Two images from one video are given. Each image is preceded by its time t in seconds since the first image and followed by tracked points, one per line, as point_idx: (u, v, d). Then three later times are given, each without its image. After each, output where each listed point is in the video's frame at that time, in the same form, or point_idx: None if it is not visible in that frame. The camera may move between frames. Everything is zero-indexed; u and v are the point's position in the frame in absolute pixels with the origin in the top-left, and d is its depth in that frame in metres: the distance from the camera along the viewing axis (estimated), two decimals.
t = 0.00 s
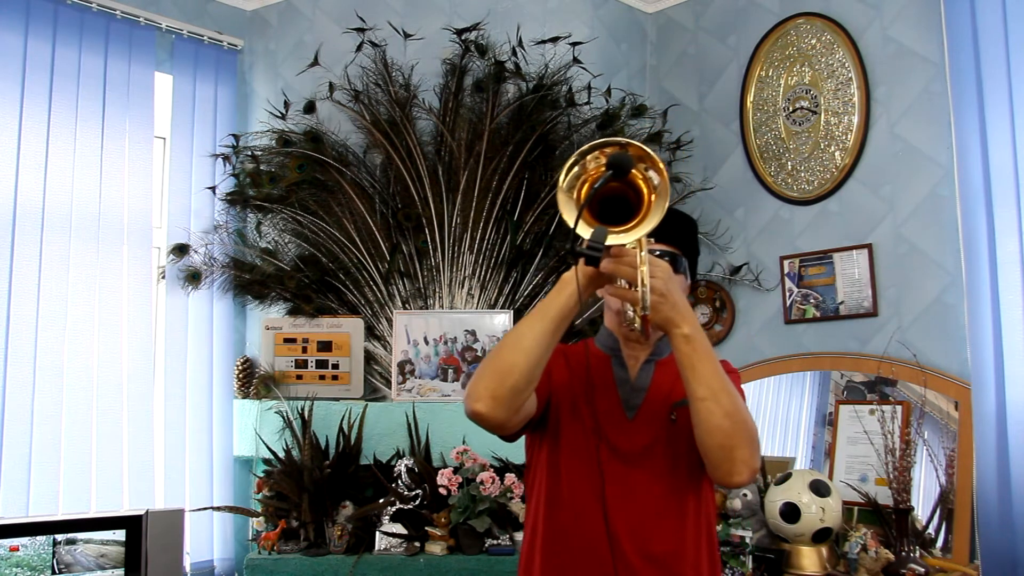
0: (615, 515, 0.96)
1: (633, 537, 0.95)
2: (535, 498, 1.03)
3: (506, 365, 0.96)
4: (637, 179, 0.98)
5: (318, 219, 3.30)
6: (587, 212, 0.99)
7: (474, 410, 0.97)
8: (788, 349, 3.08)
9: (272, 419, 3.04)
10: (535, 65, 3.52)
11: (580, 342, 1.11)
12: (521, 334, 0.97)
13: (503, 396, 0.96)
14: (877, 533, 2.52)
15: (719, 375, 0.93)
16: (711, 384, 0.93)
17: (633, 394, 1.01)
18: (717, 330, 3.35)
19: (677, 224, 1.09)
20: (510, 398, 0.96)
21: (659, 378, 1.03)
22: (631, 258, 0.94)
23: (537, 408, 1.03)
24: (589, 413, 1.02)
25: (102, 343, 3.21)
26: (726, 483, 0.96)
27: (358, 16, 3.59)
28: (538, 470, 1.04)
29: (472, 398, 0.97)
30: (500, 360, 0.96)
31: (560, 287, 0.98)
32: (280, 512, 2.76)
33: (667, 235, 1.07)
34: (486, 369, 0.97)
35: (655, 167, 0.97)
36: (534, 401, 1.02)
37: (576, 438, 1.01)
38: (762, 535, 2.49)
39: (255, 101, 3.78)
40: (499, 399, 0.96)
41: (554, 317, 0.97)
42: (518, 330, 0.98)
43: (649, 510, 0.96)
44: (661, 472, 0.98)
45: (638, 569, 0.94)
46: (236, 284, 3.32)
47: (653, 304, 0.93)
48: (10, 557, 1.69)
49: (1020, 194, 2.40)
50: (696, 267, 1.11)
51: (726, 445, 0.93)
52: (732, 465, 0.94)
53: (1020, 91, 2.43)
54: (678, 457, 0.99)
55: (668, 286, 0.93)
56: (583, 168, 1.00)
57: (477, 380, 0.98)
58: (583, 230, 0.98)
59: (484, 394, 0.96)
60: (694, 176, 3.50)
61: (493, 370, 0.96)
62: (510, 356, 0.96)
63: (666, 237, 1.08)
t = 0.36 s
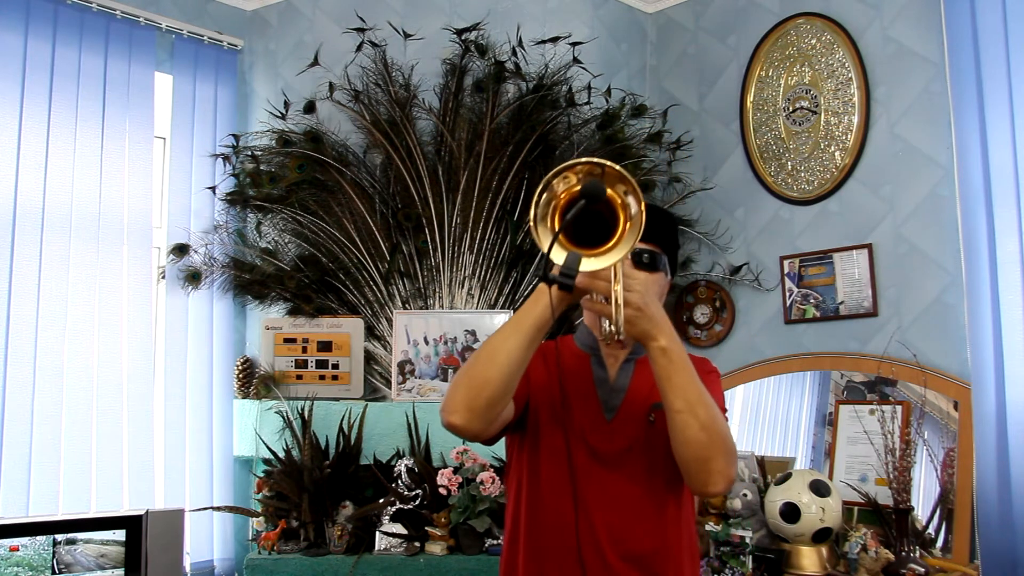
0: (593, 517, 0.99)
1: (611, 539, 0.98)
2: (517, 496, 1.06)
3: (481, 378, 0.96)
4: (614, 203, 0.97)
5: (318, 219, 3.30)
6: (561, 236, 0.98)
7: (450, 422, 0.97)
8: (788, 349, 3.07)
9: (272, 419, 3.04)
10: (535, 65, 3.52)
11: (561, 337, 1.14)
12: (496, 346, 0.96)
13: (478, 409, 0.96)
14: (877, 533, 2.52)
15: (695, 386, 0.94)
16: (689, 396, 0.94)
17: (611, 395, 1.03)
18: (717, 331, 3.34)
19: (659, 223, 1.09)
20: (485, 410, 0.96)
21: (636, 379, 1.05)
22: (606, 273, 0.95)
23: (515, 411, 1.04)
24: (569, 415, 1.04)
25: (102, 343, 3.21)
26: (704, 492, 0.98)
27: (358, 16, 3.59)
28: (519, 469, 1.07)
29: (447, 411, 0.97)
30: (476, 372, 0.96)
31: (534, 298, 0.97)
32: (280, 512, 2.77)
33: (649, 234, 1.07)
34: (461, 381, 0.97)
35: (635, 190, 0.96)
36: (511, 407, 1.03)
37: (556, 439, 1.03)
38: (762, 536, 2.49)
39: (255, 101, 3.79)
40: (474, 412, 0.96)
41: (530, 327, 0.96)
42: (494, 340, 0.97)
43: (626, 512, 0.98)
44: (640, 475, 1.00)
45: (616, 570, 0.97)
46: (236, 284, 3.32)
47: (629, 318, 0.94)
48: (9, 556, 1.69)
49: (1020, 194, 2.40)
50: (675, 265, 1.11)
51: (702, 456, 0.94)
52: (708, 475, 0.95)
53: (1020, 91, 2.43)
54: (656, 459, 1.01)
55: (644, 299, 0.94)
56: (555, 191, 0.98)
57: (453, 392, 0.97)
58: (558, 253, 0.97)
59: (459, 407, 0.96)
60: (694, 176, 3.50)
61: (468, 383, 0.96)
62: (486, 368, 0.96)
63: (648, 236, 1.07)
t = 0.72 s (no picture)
0: (585, 516, 1.06)
1: (602, 536, 1.06)
2: (509, 495, 1.13)
3: (474, 397, 1.01)
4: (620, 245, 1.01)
5: (318, 219, 3.30)
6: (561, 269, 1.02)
7: (445, 440, 1.03)
8: (788, 349, 3.07)
9: (272, 419, 3.05)
10: (535, 65, 3.52)
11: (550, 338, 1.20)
12: (488, 364, 1.02)
13: (472, 427, 1.02)
14: (877, 533, 2.52)
15: (688, 401, 1.02)
16: (681, 410, 1.01)
17: (599, 397, 1.11)
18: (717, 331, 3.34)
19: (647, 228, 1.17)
20: (479, 426, 1.02)
21: (623, 384, 1.13)
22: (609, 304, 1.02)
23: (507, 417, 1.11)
24: (559, 419, 1.11)
25: (101, 343, 3.21)
26: (695, 501, 1.05)
27: (358, 16, 3.59)
28: (510, 471, 1.13)
29: (441, 427, 1.03)
30: (468, 391, 1.02)
31: (525, 320, 1.02)
32: (280, 512, 2.77)
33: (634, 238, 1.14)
34: (455, 398, 1.03)
35: (639, 235, 1.00)
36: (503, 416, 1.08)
37: (549, 443, 1.10)
38: (762, 535, 2.49)
39: (255, 101, 3.79)
40: (469, 430, 1.02)
41: (521, 347, 1.01)
42: (486, 359, 1.02)
43: (616, 511, 1.07)
44: (629, 476, 1.08)
45: (607, 565, 1.05)
46: (236, 284, 3.32)
47: (628, 337, 1.01)
48: (10, 557, 1.69)
49: (1020, 194, 2.40)
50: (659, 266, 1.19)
51: (694, 467, 1.02)
52: (700, 484, 1.03)
53: (1020, 90, 2.43)
54: (644, 462, 1.09)
55: (639, 318, 1.01)
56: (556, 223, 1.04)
57: (446, 409, 1.03)
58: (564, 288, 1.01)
59: (453, 425, 1.02)
60: (694, 176, 3.50)
61: (462, 403, 1.02)
62: (479, 388, 1.01)
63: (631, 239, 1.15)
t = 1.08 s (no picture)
0: (585, 515, 1.08)
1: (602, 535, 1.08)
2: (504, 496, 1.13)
3: (483, 401, 1.03)
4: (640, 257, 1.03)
5: (318, 219, 3.30)
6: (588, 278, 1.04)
7: (452, 441, 1.05)
8: (788, 349, 3.07)
9: (272, 419, 3.05)
10: (535, 65, 3.51)
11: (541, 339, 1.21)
12: (498, 368, 1.03)
13: (480, 430, 1.03)
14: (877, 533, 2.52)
15: (689, 404, 1.06)
16: (682, 412, 1.05)
17: (595, 396, 1.12)
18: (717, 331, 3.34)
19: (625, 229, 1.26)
20: (487, 429, 1.04)
21: (618, 383, 1.15)
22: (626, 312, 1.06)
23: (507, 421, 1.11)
24: (556, 421, 1.11)
25: (101, 342, 3.21)
26: (692, 499, 1.10)
27: (358, 16, 3.59)
28: (505, 474, 1.13)
29: (450, 430, 1.04)
30: (478, 394, 1.03)
31: (535, 323, 1.04)
32: (280, 512, 2.77)
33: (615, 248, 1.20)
34: (463, 402, 1.04)
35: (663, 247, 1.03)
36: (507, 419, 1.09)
37: (548, 443, 1.11)
38: (762, 535, 2.49)
39: (255, 101, 3.79)
40: (477, 432, 1.04)
41: (531, 350, 1.03)
42: (495, 362, 1.04)
43: (616, 511, 1.09)
44: (628, 476, 1.10)
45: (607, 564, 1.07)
46: (236, 284, 3.33)
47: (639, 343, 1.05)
48: (10, 556, 1.69)
49: (1020, 194, 2.40)
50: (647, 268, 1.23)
51: (695, 468, 1.06)
52: (698, 484, 1.08)
53: (1020, 90, 2.43)
54: (640, 460, 1.12)
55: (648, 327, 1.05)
56: (582, 224, 1.05)
57: (455, 412, 1.04)
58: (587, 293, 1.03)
59: (462, 428, 1.04)
60: (694, 176, 3.50)
61: (471, 405, 1.03)
62: (488, 391, 1.03)
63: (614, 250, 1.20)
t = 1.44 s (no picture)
0: (581, 516, 1.08)
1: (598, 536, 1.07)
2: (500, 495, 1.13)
3: (483, 401, 1.03)
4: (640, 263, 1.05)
5: (318, 219, 3.30)
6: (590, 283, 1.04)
7: (451, 441, 1.05)
8: (788, 349, 3.07)
9: (272, 419, 3.05)
10: (535, 65, 3.51)
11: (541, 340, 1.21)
12: (497, 368, 1.04)
13: (479, 429, 1.03)
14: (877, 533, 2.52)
15: (685, 407, 1.06)
16: (678, 414, 1.05)
17: (593, 397, 1.13)
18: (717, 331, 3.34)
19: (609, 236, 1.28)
20: (486, 428, 1.04)
21: (615, 385, 1.15)
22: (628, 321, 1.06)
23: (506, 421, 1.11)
24: (554, 420, 1.12)
25: (101, 342, 3.21)
26: (686, 501, 1.10)
27: (358, 16, 3.59)
28: (502, 473, 1.13)
29: (449, 429, 1.04)
30: (478, 394, 1.03)
31: (535, 325, 1.04)
32: (280, 512, 2.77)
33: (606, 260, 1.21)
34: (463, 401, 1.04)
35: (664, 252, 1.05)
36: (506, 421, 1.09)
37: (545, 443, 1.11)
38: (762, 536, 2.49)
39: (255, 101, 3.79)
40: (476, 431, 1.04)
41: (531, 351, 1.04)
42: (495, 362, 1.04)
43: (612, 512, 1.08)
44: (625, 477, 1.10)
45: (603, 564, 1.07)
46: (236, 284, 3.33)
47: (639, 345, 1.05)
48: (10, 557, 1.70)
49: (1020, 193, 2.40)
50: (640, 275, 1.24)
51: (690, 470, 1.07)
52: (692, 487, 1.08)
53: (1020, 90, 2.43)
54: (637, 460, 1.12)
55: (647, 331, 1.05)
56: (584, 231, 1.06)
57: (454, 411, 1.04)
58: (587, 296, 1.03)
59: (461, 427, 1.04)
60: (694, 176, 3.50)
61: (471, 405, 1.04)
62: (489, 390, 1.03)
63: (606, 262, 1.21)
